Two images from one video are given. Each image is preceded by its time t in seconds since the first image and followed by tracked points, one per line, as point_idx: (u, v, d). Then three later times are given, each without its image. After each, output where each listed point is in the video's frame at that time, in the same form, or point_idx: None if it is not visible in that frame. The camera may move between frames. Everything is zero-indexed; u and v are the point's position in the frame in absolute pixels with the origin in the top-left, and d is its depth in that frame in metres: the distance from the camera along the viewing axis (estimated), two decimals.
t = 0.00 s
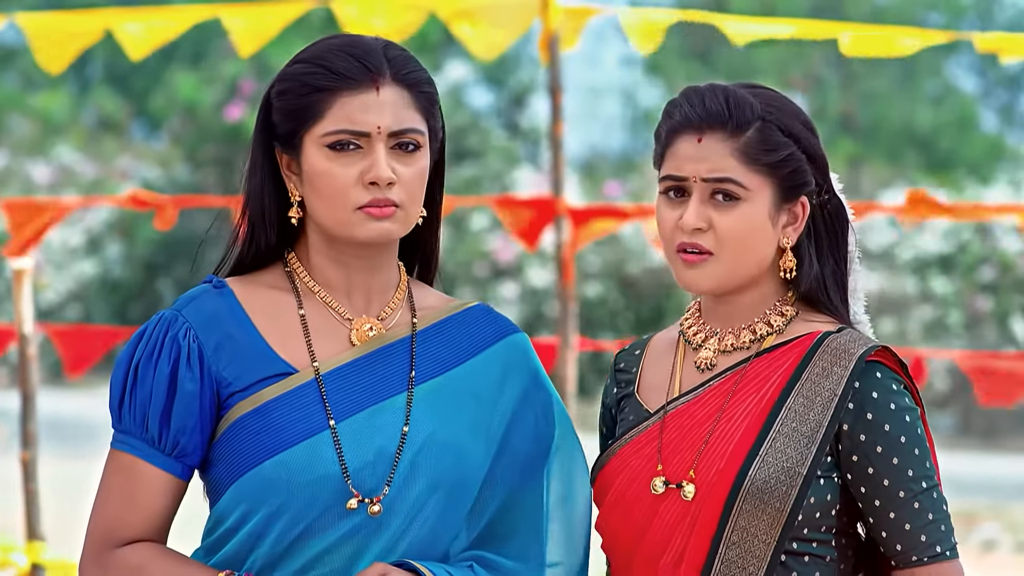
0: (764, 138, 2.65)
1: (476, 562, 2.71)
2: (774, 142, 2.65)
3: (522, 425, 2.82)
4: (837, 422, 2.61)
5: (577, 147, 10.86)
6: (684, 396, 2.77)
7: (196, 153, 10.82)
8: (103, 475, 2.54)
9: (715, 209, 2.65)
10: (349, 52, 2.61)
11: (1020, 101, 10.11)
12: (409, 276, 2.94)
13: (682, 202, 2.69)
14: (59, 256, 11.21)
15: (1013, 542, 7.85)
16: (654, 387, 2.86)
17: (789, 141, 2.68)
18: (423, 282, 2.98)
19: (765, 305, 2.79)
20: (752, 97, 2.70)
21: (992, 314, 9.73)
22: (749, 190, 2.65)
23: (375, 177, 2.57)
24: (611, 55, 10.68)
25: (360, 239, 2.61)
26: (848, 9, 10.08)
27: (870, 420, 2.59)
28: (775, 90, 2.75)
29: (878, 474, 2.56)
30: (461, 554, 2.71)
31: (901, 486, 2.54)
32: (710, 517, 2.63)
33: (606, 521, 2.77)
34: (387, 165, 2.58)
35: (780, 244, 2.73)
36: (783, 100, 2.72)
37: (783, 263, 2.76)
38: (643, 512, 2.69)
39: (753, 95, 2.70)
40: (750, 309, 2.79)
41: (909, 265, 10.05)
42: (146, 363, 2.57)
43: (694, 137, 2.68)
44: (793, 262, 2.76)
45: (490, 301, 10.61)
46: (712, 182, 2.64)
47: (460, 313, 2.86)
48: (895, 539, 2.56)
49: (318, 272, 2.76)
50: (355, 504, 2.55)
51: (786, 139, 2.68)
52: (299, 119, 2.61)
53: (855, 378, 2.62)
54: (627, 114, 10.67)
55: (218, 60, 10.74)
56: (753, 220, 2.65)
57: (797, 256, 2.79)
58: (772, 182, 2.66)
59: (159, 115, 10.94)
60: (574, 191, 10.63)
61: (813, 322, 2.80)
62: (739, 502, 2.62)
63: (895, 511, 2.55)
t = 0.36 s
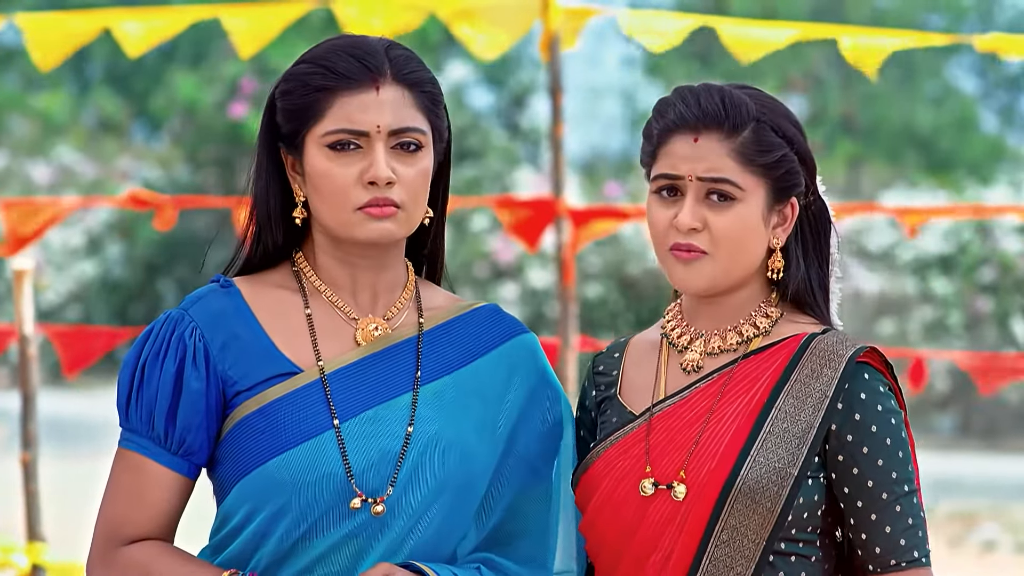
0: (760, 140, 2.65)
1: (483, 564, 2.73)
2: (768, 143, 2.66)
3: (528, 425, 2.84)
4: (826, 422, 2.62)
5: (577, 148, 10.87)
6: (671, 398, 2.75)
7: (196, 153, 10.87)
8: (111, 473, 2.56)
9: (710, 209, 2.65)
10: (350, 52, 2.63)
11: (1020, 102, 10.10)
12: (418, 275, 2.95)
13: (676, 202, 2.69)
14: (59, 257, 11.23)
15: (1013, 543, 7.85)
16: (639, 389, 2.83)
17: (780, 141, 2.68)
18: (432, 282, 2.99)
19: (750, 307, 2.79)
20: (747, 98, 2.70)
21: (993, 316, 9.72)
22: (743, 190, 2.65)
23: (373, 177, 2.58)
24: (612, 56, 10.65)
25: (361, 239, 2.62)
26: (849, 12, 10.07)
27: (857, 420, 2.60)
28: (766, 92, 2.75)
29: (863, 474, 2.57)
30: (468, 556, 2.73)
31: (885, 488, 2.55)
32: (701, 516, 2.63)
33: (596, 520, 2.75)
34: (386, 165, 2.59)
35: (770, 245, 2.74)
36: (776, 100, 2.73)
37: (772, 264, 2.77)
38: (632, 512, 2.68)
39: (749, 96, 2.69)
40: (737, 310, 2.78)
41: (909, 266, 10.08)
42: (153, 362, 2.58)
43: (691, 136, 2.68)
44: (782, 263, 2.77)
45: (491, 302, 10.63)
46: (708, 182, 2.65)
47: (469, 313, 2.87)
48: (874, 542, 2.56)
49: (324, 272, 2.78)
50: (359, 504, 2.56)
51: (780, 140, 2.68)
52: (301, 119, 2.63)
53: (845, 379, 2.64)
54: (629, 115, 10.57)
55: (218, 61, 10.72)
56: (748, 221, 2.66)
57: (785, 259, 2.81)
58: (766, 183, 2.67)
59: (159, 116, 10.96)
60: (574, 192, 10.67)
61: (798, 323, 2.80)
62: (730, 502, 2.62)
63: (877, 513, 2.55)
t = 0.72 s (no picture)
0: (746, 146, 2.66)
1: (481, 567, 2.74)
2: (753, 149, 2.66)
3: (524, 429, 2.84)
4: (814, 432, 2.62)
5: (578, 151, 10.88)
6: (661, 406, 2.74)
7: (196, 158, 10.87)
8: (112, 478, 2.57)
9: (699, 218, 2.65)
10: (345, 57, 2.64)
11: (1020, 107, 10.16)
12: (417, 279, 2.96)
13: (664, 212, 2.68)
14: (59, 262, 11.23)
15: (1013, 547, 7.84)
16: (629, 398, 2.81)
17: (765, 147, 2.68)
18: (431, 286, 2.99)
19: (740, 315, 2.79)
20: (732, 105, 2.70)
21: (993, 320, 9.82)
22: (731, 199, 2.65)
23: (369, 179, 2.58)
24: (612, 60, 10.67)
25: (357, 243, 2.63)
26: (849, 13, 10.13)
27: (843, 430, 2.61)
28: (750, 100, 2.76)
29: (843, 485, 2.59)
30: (467, 559, 2.73)
31: (863, 501, 2.57)
32: (691, 524, 2.63)
33: (585, 529, 2.73)
34: (382, 167, 2.59)
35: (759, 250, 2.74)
36: (761, 108, 2.74)
37: (762, 269, 2.77)
38: (621, 521, 2.67)
39: (735, 105, 2.70)
40: (726, 317, 2.78)
41: (909, 270, 10.03)
42: (152, 366, 2.59)
43: (676, 146, 2.68)
44: (772, 269, 2.78)
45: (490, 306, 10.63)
46: (695, 191, 2.65)
47: (468, 317, 2.88)
48: (845, 553, 2.58)
49: (323, 276, 2.78)
50: (357, 508, 2.56)
51: (765, 146, 2.69)
52: (298, 123, 2.64)
53: (835, 389, 2.64)
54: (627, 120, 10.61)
55: (217, 66, 10.76)
56: (737, 229, 2.66)
57: (775, 262, 2.81)
58: (753, 190, 2.68)
59: (160, 120, 10.97)
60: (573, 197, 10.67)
61: (787, 331, 2.81)
62: (721, 510, 2.62)
63: (851, 524, 2.58)
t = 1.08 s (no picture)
0: (740, 149, 2.65)
1: (479, 566, 2.73)
2: (748, 152, 2.66)
3: (519, 430, 2.83)
4: (808, 432, 2.62)
5: (578, 151, 10.87)
6: (654, 410, 2.73)
7: (196, 158, 10.88)
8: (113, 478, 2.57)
9: (694, 220, 2.65)
10: (338, 55, 2.64)
11: (1020, 107, 10.18)
12: (416, 278, 2.95)
13: (657, 213, 2.68)
14: (59, 262, 11.22)
15: (1013, 547, 7.84)
16: (619, 401, 2.79)
17: (759, 150, 2.67)
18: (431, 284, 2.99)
19: (730, 317, 2.78)
20: (727, 107, 2.69)
21: (993, 320, 9.83)
22: (726, 200, 2.65)
23: (359, 175, 2.58)
24: (612, 59, 10.70)
25: (350, 241, 2.63)
26: (849, 13, 10.13)
27: (835, 431, 2.61)
28: (744, 102, 2.74)
29: (833, 484, 2.59)
30: (466, 557, 2.73)
31: (852, 501, 2.57)
32: (689, 526, 2.63)
33: (578, 534, 2.73)
34: (372, 163, 2.59)
35: (751, 252, 2.74)
36: (755, 111, 2.72)
37: (755, 273, 2.77)
38: (617, 525, 2.67)
39: (730, 107, 2.69)
40: (717, 319, 2.77)
41: (910, 270, 10.03)
42: (151, 368, 2.59)
43: (671, 147, 2.67)
44: (766, 271, 2.78)
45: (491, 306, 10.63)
46: (690, 192, 2.64)
47: (466, 317, 2.87)
48: (834, 552, 2.58)
49: (319, 278, 2.78)
50: (350, 512, 2.56)
51: (760, 149, 2.68)
52: (291, 121, 2.64)
53: (828, 390, 2.64)
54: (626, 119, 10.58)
55: (218, 66, 10.78)
56: (732, 231, 2.66)
57: (767, 265, 2.80)
58: (746, 192, 2.68)
59: (160, 120, 10.98)
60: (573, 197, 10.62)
61: (777, 334, 2.80)
62: (719, 514, 2.62)
63: (840, 524, 2.58)
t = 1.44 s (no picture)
0: (732, 147, 2.66)
1: (476, 565, 2.71)
2: (741, 150, 2.66)
3: (515, 429, 2.83)
4: (803, 432, 2.62)
5: (578, 151, 10.80)
6: (649, 411, 2.73)
7: (197, 158, 10.88)
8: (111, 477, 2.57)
9: (685, 217, 2.65)
10: (334, 55, 2.64)
11: (1020, 106, 10.17)
12: (414, 277, 2.95)
13: (650, 211, 2.68)
14: (60, 261, 11.23)
15: (1013, 547, 7.85)
16: (612, 402, 2.79)
17: (750, 148, 2.68)
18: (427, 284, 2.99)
19: (723, 317, 2.78)
20: (720, 107, 2.70)
21: (993, 319, 9.84)
22: (719, 198, 2.65)
23: (355, 176, 2.58)
24: (612, 58, 10.69)
25: (345, 240, 2.63)
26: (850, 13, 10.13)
27: (829, 430, 2.61)
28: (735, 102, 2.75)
29: (828, 484, 2.59)
30: (463, 555, 2.72)
31: (847, 501, 2.58)
32: (684, 526, 2.62)
33: (571, 535, 2.71)
34: (368, 164, 2.59)
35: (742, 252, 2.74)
36: (747, 111, 2.73)
37: (745, 272, 2.77)
38: (612, 526, 2.66)
39: (722, 106, 2.70)
40: (709, 318, 2.77)
41: (909, 270, 10.02)
42: (147, 366, 2.60)
43: (664, 145, 2.68)
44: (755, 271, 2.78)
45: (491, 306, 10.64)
46: (683, 191, 2.64)
47: (462, 316, 2.87)
48: (830, 552, 2.58)
49: (316, 277, 2.78)
50: (345, 509, 2.56)
51: (752, 147, 2.69)
52: (288, 122, 2.64)
53: (822, 389, 2.64)
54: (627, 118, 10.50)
55: (218, 65, 10.75)
56: (724, 226, 2.65)
57: (758, 265, 2.81)
58: (740, 190, 2.68)
59: (160, 120, 10.98)
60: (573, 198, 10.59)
61: (771, 332, 2.80)
62: (714, 514, 2.62)
63: (835, 523, 2.58)
